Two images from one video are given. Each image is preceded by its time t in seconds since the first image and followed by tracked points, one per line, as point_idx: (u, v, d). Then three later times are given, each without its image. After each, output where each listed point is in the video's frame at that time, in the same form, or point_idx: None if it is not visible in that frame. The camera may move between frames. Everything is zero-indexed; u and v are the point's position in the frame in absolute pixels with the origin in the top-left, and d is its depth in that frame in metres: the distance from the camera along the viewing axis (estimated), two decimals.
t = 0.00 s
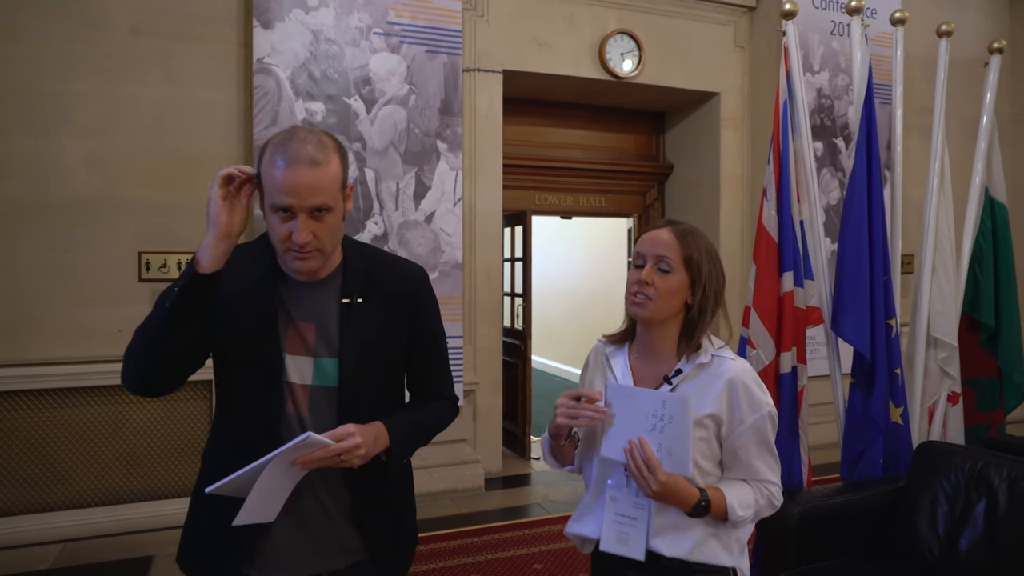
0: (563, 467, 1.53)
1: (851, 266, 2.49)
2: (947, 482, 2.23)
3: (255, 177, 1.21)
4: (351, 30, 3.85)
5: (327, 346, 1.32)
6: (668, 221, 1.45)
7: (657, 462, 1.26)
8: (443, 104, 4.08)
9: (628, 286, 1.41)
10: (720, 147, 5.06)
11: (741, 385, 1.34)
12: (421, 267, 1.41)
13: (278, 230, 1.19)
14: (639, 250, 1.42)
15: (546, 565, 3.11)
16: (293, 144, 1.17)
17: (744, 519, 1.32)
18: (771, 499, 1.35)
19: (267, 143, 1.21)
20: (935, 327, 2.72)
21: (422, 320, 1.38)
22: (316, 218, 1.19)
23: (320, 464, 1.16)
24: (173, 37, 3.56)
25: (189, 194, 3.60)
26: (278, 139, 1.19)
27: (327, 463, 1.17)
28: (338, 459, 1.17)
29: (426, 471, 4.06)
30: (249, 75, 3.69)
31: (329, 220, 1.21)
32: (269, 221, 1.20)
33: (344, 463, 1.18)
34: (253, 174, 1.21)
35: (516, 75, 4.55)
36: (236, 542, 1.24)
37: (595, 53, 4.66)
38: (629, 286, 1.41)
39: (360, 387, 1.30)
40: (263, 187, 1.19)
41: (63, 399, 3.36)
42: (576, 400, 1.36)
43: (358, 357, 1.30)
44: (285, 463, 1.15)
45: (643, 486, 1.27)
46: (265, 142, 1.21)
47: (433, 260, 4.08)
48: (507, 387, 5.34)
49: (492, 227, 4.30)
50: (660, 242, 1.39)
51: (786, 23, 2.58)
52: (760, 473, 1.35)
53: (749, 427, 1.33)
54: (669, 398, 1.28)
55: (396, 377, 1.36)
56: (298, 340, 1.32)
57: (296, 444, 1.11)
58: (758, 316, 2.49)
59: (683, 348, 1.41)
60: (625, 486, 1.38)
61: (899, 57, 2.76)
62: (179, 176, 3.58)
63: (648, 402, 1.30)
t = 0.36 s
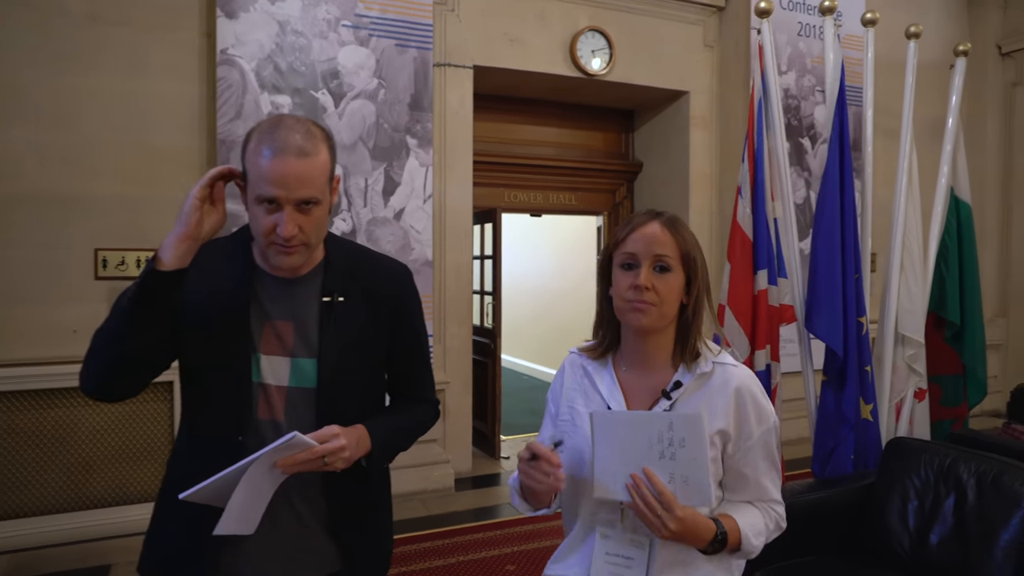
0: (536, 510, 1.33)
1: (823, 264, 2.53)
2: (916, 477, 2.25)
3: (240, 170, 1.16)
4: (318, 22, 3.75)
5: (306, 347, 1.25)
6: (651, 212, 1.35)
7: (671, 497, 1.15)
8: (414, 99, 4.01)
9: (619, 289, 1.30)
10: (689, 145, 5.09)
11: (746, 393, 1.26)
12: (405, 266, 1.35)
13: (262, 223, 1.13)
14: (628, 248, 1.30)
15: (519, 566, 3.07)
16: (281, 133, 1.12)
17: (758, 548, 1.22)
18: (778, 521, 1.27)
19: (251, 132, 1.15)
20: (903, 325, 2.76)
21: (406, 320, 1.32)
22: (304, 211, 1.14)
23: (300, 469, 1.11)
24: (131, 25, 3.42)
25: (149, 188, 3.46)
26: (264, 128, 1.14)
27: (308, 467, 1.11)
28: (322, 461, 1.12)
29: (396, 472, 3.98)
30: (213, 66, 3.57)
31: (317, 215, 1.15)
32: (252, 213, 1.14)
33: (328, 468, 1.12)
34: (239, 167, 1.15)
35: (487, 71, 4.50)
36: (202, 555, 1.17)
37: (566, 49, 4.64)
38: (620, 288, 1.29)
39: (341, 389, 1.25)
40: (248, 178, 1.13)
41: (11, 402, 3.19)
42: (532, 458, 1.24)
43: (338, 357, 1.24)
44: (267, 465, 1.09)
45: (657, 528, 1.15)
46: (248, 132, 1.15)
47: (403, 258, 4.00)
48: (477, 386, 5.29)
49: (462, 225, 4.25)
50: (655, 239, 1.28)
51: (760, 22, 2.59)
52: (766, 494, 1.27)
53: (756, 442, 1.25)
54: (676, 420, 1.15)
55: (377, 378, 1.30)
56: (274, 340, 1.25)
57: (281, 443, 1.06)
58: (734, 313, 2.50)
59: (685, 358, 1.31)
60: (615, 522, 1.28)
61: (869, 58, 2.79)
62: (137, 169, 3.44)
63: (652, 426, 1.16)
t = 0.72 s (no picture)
0: (540, 525, 1.23)
1: (813, 261, 2.52)
2: (907, 476, 2.25)
3: (200, 161, 1.12)
4: (298, 15, 3.66)
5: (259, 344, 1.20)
6: (653, 205, 1.25)
7: (662, 523, 1.06)
8: (396, 94, 3.94)
9: (622, 294, 1.19)
10: (673, 143, 5.08)
11: (764, 400, 1.16)
12: (362, 267, 1.32)
13: (221, 214, 1.08)
14: (631, 248, 1.20)
15: (507, 568, 3.03)
16: (246, 122, 1.09)
17: (773, 566, 1.14)
18: (797, 541, 1.16)
19: (214, 120, 1.11)
20: (890, 323, 2.76)
21: (362, 319, 1.27)
22: (268, 205, 1.10)
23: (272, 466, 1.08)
24: (103, 16, 3.31)
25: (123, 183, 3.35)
26: (228, 117, 1.09)
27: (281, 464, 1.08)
28: (294, 461, 1.09)
29: (380, 473, 3.92)
30: (189, 59, 3.47)
31: (280, 208, 1.11)
32: (212, 205, 1.09)
33: (300, 467, 1.10)
34: (199, 159, 1.11)
35: (470, 67, 4.44)
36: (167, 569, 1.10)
37: (550, 46, 4.60)
38: (623, 294, 1.19)
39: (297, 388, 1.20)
40: (208, 168, 1.09)
41: None
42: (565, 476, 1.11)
43: (293, 355, 1.20)
44: (244, 459, 1.06)
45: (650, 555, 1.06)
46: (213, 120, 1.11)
47: (386, 256, 3.94)
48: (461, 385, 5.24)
49: (446, 222, 4.18)
50: (659, 237, 1.19)
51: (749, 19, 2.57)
52: (784, 510, 1.16)
53: (772, 453, 1.15)
54: (667, 439, 1.05)
55: (335, 381, 1.26)
56: (227, 338, 1.19)
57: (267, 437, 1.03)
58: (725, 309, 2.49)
59: (693, 363, 1.21)
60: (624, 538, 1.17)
61: (856, 56, 2.79)
62: (111, 164, 3.33)
63: (643, 447, 1.07)
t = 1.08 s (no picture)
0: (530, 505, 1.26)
1: (824, 252, 2.50)
2: (919, 469, 2.24)
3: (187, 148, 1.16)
4: (305, 5, 3.64)
5: (245, 342, 1.21)
6: (655, 198, 1.25)
7: (660, 492, 1.07)
8: (403, 85, 3.92)
9: (625, 287, 1.21)
10: (681, 134, 5.04)
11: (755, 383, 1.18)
12: (344, 267, 1.33)
13: (207, 194, 1.12)
14: (635, 242, 1.21)
15: (515, 559, 3.04)
16: (232, 107, 1.13)
17: (748, 547, 1.14)
18: (772, 522, 1.19)
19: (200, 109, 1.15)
20: (903, 316, 2.74)
21: (344, 317, 1.29)
22: (252, 185, 1.14)
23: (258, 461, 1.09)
24: (110, 7, 3.30)
25: (130, 175, 3.35)
26: (214, 103, 1.13)
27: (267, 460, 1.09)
28: (280, 461, 1.09)
29: (388, 464, 3.93)
30: (196, 49, 3.45)
31: (266, 190, 1.15)
32: (198, 186, 1.13)
33: (284, 468, 1.10)
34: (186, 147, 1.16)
35: (477, 57, 4.41)
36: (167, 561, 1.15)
37: (558, 36, 4.56)
38: (626, 287, 1.20)
39: (283, 383, 1.21)
40: (194, 151, 1.13)
41: None
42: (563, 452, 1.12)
43: (279, 350, 1.21)
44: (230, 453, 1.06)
45: (647, 522, 1.07)
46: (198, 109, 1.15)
47: (394, 247, 3.93)
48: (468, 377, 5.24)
49: (454, 214, 4.17)
50: (661, 232, 1.20)
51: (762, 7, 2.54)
52: (761, 490, 1.19)
53: (756, 436, 1.17)
54: (668, 413, 1.09)
55: (317, 380, 1.26)
56: (212, 337, 1.19)
57: (256, 430, 1.03)
58: (736, 303, 2.48)
59: (688, 351, 1.23)
60: (617, 518, 1.18)
61: (868, 45, 2.75)
62: (118, 156, 3.33)
63: (642, 421, 1.10)
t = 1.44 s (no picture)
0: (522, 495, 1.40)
1: (843, 257, 2.49)
2: (939, 476, 2.22)
3: (214, 151, 1.20)
4: (326, 13, 3.71)
5: (277, 340, 1.24)
6: (629, 216, 1.39)
7: (662, 494, 1.22)
8: (422, 91, 3.97)
9: (603, 295, 1.34)
10: (699, 139, 5.04)
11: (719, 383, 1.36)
12: (370, 268, 1.36)
13: (238, 190, 1.16)
14: (613, 255, 1.34)
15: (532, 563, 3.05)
16: (256, 107, 1.17)
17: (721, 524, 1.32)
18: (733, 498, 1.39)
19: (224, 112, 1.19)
20: (923, 321, 2.72)
21: (374, 319, 1.33)
22: (280, 179, 1.17)
23: (295, 462, 1.13)
24: (137, 16, 3.38)
25: (156, 181, 3.43)
26: (238, 105, 1.17)
27: (303, 463, 1.13)
28: (314, 466, 1.14)
29: (405, 467, 3.96)
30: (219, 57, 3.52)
31: (293, 184, 1.20)
32: (228, 185, 1.16)
33: (321, 473, 1.14)
34: (213, 150, 1.19)
35: (495, 63, 4.45)
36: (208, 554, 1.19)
37: (575, 42, 4.58)
38: (604, 295, 1.34)
39: (316, 382, 1.24)
40: (223, 151, 1.17)
41: (19, 396, 3.17)
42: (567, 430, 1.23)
43: (312, 350, 1.24)
44: (274, 446, 1.11)
45: (651, 524, 1.21)
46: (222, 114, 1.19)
47: (412, 252, 3.97)
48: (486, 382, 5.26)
49: (472, 219, 4.20)
50: (635, 244, 1.33)
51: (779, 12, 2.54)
52: (725, 472, 1.38)
53: (721, 426, 1.36)
54: (657, 422, 1.25)
55: (347, 375, 1.30)
56: (247, 337, 1.23)
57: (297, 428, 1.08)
58: (751, 307, 2.48)
59: (661, 354, 1.39)
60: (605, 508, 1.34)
61: (887, 49, 2.74)
62: (144, 162, 3.41)
63: (636, 431, 1.25)
